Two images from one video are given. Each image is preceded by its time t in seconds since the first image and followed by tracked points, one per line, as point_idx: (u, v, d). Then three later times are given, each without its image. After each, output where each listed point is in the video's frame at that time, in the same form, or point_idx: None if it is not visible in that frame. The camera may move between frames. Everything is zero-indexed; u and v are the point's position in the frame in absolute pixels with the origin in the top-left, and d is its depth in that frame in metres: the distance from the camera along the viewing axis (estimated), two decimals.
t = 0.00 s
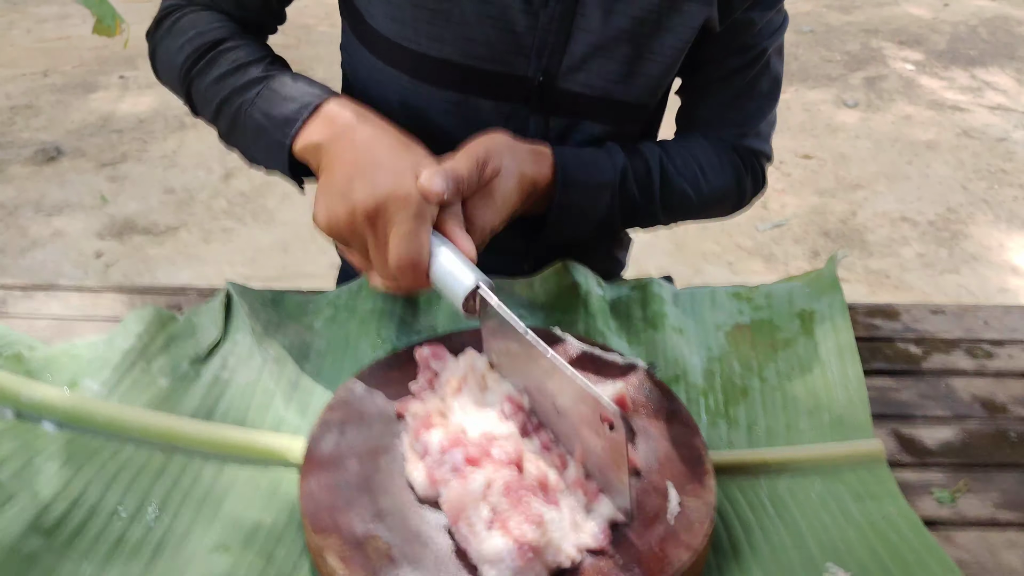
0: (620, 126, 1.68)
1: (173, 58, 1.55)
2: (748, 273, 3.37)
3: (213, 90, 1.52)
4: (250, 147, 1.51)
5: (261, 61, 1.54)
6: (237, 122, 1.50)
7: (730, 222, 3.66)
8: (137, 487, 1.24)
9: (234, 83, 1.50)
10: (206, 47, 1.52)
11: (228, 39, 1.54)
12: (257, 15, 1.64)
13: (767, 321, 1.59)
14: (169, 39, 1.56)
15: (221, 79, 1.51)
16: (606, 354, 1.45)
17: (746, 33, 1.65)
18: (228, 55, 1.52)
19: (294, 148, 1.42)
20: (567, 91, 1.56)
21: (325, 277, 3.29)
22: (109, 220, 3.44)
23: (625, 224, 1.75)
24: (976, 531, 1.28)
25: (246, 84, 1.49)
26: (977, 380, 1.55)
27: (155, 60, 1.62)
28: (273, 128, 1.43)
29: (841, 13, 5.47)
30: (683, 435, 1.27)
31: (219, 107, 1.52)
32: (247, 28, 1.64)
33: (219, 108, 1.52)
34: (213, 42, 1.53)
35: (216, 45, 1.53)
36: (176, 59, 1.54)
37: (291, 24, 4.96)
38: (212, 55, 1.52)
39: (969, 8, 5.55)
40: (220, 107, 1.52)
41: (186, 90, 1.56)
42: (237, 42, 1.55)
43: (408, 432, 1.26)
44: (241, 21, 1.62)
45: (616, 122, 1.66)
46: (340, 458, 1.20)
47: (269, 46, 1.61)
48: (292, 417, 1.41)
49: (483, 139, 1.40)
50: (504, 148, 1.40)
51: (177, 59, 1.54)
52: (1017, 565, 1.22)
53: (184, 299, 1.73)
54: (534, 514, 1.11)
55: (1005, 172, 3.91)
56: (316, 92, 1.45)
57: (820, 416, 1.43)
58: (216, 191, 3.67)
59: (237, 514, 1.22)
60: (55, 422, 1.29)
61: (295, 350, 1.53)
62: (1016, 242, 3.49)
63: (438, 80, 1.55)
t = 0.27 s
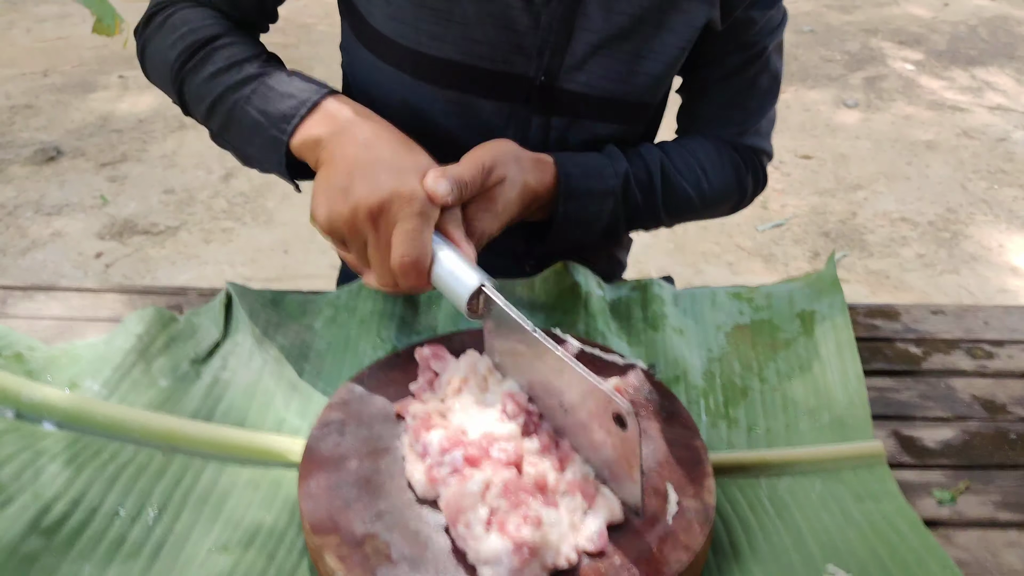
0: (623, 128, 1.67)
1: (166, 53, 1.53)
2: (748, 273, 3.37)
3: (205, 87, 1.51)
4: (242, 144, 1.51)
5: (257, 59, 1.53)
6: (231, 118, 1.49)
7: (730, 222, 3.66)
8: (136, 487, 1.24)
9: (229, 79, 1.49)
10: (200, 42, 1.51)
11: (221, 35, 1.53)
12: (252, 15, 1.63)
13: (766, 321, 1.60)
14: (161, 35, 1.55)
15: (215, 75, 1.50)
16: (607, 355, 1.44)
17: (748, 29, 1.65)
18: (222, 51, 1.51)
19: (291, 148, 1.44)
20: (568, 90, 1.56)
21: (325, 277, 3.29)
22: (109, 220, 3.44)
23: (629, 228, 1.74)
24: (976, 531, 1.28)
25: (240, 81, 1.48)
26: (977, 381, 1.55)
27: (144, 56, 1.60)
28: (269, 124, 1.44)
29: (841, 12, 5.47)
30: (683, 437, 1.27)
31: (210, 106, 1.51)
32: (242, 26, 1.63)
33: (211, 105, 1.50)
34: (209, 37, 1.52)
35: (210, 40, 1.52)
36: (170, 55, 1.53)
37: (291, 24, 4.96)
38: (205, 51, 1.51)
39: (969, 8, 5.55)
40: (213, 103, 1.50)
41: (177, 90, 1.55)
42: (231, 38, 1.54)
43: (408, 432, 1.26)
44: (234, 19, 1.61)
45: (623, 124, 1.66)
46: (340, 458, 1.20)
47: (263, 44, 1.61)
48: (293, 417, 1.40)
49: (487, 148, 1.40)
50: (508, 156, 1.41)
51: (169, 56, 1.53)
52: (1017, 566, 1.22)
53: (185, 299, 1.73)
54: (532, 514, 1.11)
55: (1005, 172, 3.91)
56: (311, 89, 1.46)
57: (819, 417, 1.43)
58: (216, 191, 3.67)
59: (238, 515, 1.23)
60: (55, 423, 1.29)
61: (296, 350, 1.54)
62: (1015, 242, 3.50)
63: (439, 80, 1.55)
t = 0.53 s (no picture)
0: (623, 125, 1.67)
1: (160, 54, 1.52)
2: (748, 273, 3.36)
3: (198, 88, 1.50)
4: (231, 147, 1.51)
5: (249, 61, 1.52)
6: (222, 119, 1.48)
7: (730, 223, 3.66)
8: (137, 489, 1.23)
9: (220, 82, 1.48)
10: (193, 44, 1.50)
11: (213, 36, 1.51)
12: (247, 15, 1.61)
13: (767, 322, 1.60)
14: (155, 35, 1.53)
15: (208, 75, 1.49)
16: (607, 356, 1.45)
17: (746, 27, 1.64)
18: (214, 53, 1.50)
19: (280, 152, 1.44)
20: (569, 88, 1.56)
21: (325, 277, 3.28)
22: (109, 220, 3.44)
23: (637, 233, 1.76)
24: (977, 532, 1.28)
25: (231, 83, 1.47)
26: (978, 382, 1.55)
27: (138, 56, 1.59)
28: (256, 128, 1.43)
29: (840, 12, 5.47)
30: (683, 437, 1.27)
31: (201, 109, 1.50)
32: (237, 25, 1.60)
33: (203, 105, 1.49)
34: (202, 38, 1.51)
35: (203, 41, 1.50)
36: (163, 55, 1.51)
37: (290, 23, 4.96)
38: (198, 52, 1.50)
39: (969, 8, 5.55)
40: (205, 105, 1.49)
41: (170, 91, 1.54)
42: (223, 40, 1.52)
43: (407, 432, 1.26)
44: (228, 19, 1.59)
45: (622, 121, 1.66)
46: (340, 460, 1.20)
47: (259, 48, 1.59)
48: (293, 419, 1.40)
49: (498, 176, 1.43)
50: (512, 172, 1.45)
51: (162, 57, 1.51)
52: (1018, 567, 1.22)
53: (185, 300, 1.73)
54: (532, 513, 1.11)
55: (1004, 172, 3.91)
56: (302, 94, 1.45)
57: (820, 419, 1.43)
58: (216, 191, 3.67)
59: (238, 516, 1.22)
60: (56, 424, 1.29)
61: (296, 351, 1.54)
62: (1015, 242, 3.50)
63: (439, 80, 1.55)
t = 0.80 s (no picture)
0: (621, 123, 1.68)
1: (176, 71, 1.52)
2: (749, 273, 3.36)
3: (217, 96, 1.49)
4: (263, 147, 1.49)
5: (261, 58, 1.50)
6: (245, 122, 1.47)
7: (730, 223, 3.66)
8: (137, 487, 1.24)
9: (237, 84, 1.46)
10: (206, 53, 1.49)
11: (221, 40, 1.50)
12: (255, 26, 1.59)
13: (768, 322, 1.60)
14: (169, 50, 1.53)
15: (224, 80, 1.48)
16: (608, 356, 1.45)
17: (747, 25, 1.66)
18: (227, 57, 1.49)
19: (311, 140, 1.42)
20: (568, 88, 1.56)
21: (324, 276, 3.28)
22: (109, 220, 3.44)
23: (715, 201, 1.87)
24: (976, 531, 1.27)
25: (246, 82, 1.46)
26: (977, 381, 1.55)
27: (157, 75, 1.59)
28: (281, 118, 1.41)
29: (840, 13, 5.48)
30: (682, 436, 1.27)
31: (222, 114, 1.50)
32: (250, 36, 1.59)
33: (223, 114, 1.49)
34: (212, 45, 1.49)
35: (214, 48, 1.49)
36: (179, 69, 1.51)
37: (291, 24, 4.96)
38: (210, 60, 1.49)
39: (969, 8, 5.55)
40: (225, 110, 1.48)
41: (192, 105, 1.54)
42: (234, 44, 1.51)
43: (406, 432, 1.26)
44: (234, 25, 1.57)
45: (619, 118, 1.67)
46: (338, 459, 1.19)
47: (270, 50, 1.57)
48: (292, 417, 1.40)
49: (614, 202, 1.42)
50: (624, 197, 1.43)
51: (179, 73, 1.52)
52: (1018, 565, 1.21)
53: (184, 299, 1.73)
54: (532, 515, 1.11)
55: (1005, 172, 3.91)
56: (313, 74, 1.43)
57: (820, 418, 1.43)
58: (216, 192, 3.67)
59: (237, 514, 1.22)
60: (55, 422, 1.29)
61: (295, 350, 1.53)
62: (1016, 243, 3.49)
63: (439, 83, 1.55)
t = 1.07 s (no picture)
0: (621, 124, 1.68)
1: (167, 58, 1.55)
2: (749, 273, 3.36)
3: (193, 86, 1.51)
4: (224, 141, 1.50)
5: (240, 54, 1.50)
6: (212, 118, 1.48)
7: (730, 223, 3.66)
8: (137, 487, 1.24)
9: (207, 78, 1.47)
10: (190, 43, 1.51)
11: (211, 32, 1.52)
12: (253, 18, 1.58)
13: (767, 321, 1.61)
14: (166, 38, 1.56)
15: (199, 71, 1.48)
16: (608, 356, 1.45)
17: (747, 29, 1.67)
18: (209, 48, 1.49)
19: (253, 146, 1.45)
20: (568, 89, 1.56)
21: (324, 276, 3.28)
22: (109, 220, 3.44)
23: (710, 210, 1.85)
24: (976, 531, 1.27)
25: (213, 77, 1.46)
26: (977, 381, 1.55)
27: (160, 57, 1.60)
28: (232, 120, 1.42)
29: (840, 13, 5.48)
30: (681, 437, 1.27)
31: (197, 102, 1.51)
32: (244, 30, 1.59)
33: (198, 104, 1.50)
34: (198, 36, 1.51)
35: (199, 39, 1.51)
36: (169, 58, 1.54)
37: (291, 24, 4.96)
38: (191, 51, 1.50)
39: (969, 8, 5.55)
40: (198, 101, 1.50)
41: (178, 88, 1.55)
42: (219, 37, 1.52)
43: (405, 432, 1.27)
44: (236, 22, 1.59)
45: (619, 118, 1.66)
46: (338, 459, 1.20)
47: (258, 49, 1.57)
48: (293, 417, 1.40)
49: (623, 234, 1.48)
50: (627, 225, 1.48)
51: (170, 59, 1.54)
52: (1017, 565, 1.21)
53: (184, 299, 1.73)
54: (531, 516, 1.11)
55: (1005, 172, 3.91)
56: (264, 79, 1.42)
57: (820, 417, 1.43)
58: (216, 192, 3.67)
59: (237, 514, 1.22)
60: (55, 422, 1.29)
61: (294, 350, 1.53)
62: (1015, 243, 3.50)
63: (439, 83, 1.54)
